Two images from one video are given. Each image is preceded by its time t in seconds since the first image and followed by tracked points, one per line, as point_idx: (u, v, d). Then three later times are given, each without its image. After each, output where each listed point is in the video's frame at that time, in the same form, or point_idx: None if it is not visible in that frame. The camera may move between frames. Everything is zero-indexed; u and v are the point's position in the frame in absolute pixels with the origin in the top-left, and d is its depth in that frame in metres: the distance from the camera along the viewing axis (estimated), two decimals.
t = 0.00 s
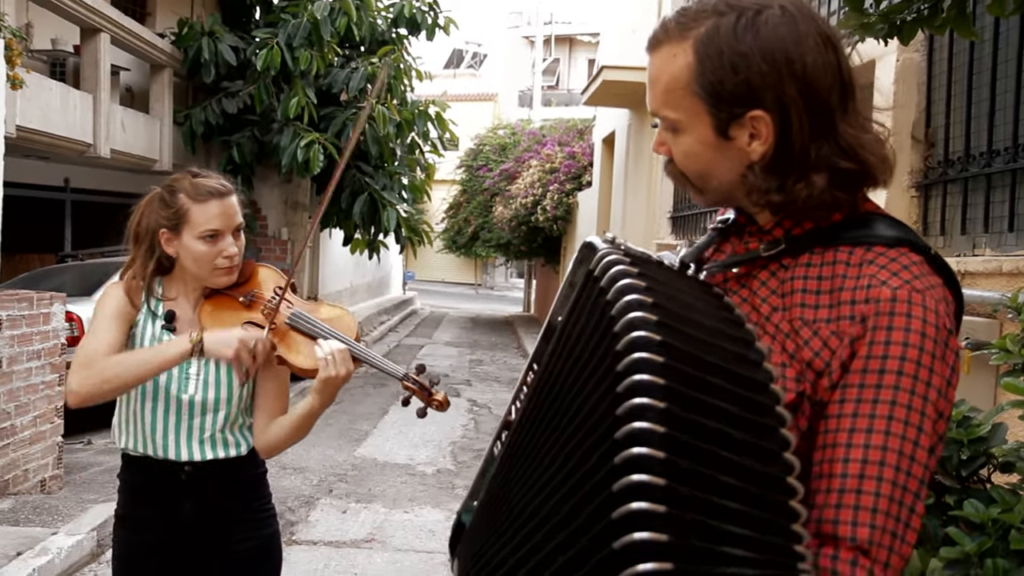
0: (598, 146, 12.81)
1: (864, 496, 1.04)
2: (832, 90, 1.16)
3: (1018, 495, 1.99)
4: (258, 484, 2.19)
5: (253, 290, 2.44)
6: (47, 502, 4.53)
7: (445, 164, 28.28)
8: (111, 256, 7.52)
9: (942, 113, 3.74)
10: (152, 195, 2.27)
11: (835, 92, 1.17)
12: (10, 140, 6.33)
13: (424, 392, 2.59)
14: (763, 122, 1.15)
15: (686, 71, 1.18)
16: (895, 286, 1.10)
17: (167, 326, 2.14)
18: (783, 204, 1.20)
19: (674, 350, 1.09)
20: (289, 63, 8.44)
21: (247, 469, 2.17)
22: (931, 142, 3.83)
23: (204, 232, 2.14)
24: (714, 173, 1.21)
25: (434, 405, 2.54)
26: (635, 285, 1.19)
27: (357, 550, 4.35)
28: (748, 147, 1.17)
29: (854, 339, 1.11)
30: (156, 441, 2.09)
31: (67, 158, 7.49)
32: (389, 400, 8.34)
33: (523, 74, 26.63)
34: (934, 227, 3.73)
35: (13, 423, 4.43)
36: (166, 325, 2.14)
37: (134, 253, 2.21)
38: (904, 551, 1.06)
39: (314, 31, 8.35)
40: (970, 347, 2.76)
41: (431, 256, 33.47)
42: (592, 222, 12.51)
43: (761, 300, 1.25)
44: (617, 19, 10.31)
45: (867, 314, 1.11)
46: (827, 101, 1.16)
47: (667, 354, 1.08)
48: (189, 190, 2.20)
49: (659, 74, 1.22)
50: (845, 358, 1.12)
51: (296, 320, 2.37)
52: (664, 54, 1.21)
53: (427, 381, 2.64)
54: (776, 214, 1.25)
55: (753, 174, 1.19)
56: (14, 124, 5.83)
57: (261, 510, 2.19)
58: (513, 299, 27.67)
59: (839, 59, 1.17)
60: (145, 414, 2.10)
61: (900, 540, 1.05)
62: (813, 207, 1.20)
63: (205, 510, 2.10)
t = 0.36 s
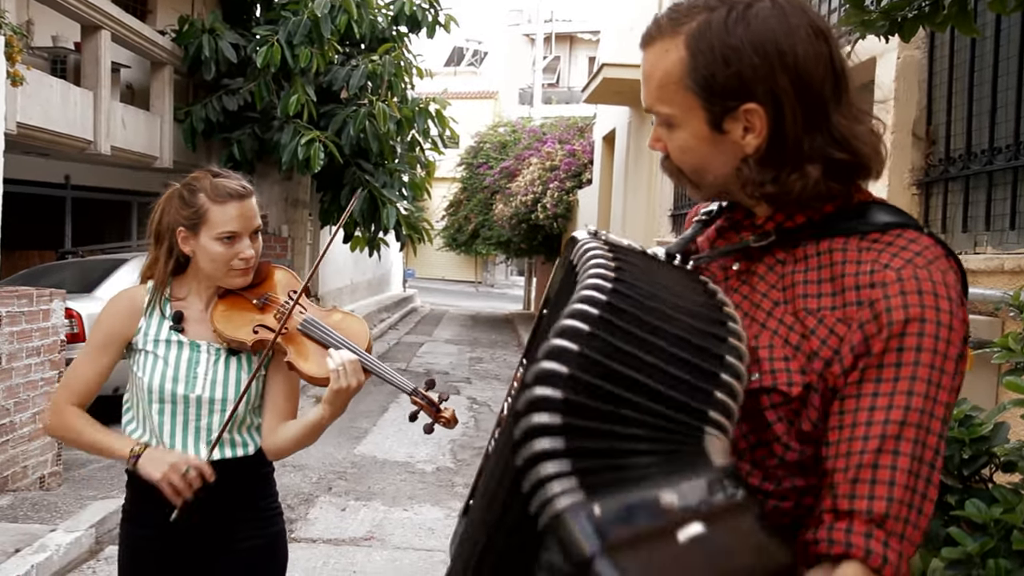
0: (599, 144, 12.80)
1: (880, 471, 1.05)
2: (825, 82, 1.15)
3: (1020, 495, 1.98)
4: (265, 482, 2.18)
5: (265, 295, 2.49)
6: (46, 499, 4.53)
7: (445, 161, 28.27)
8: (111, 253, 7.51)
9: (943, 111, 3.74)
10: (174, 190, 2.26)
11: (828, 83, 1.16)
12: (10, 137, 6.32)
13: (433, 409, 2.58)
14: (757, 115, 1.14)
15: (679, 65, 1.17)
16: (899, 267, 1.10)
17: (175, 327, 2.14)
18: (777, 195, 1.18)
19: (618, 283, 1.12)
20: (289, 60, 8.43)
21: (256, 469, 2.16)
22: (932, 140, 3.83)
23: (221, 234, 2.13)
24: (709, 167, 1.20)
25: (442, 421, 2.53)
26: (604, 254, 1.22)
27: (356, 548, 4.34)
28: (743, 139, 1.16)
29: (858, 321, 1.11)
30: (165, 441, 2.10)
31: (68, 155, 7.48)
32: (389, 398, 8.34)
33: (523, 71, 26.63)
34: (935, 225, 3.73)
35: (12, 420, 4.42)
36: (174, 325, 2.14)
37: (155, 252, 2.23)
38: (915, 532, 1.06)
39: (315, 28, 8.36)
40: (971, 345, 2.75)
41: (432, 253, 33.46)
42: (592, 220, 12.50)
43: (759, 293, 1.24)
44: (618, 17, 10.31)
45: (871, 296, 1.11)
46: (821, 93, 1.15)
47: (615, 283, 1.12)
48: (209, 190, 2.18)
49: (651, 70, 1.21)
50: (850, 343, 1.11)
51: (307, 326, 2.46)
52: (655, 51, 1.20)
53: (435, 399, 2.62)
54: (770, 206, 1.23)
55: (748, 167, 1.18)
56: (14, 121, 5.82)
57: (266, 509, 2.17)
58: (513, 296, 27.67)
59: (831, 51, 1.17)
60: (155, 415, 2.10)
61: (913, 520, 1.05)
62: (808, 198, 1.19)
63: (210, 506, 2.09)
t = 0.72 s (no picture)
0: (605, 143, 12.78)
1: (887, 423, 0.98)
2: (828, 64, 1.15)
3: None
4: (270, 482, 2.16)
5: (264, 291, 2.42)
6: (51, 495, 4.53)
7: (452, 160, 28.30)
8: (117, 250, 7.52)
9: (952, 111, 3.72)
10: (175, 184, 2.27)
11: (832, 64, 1.16)
12: (18, 134, 6.33)
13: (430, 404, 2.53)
14: (758, 87, 1.14)
15: (687, 34, 1.17)
16: (897, 232, 1.08)
17: (176, 326, 2.14)
18: (769, 166, 1.18)
19: (605, 257, 1.26)
20: (296, 58, 8.44)
21: (260, 468, 2.14)
22: (941, 140, 3.81)
23: (218, 228, 2.13)
24: (707, 139, 1.20)
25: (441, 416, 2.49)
26: (600, 242, 1.35)
27: (360, 546, 4.33)
28: (741, 112, 1.16)
29: (856, 285, 1.09)
30: (169, 439, 2.10)
31: (75, 152, 7.50)
32: (394, 396, 8.34)
33: (530, 71, 26.64)
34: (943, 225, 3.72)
35: (17, 416, 4.43)
36: (175, 324, 2.14)
37: (157, 250, 2.24)
38: (937, 495, 0.97)
39: (321, 27, 8.38)
40: (978, 347, 2.74)
41: (438, 252, 33.49)
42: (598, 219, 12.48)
43: (759, 279, 1.24)
44: (625, 15, 10.29)
45: (869, 260, 1.09)
46: (823, 74, 1.15)
47: (602, 258, 1.25)
48: (205, 186, 2.19)
49: (661, 36, 1.21)
50: (847, 307, 1.08)
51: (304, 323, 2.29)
52: (667, 18, 1.20)
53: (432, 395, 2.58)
54: (764, 182, 1.24)
55: (743, 138, 1.17)
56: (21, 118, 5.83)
57: (273, 508, 2.15)
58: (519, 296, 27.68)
59: (841, 38, 1.17)
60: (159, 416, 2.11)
61: (932, 479, 0.97)
62: (799, 174, 1.19)
63: (215, 503, 2.08)
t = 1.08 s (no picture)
0: (619, 145, 12.73)
1: (879, 395, 1.01)
2: (877, 64, 1.22)
3: None
4: (283, 484, 2.16)
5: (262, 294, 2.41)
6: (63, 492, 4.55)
7: (466, 162, 28.26)
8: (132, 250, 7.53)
9: (969, 113, 3.69)
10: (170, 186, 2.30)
11: (878, 67, 1.23)
12: (34, 133, 6.35)
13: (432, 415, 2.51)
14: (803, 49, 1.22)
15: None
16: (887, 214, 1.14)
17: (178, 330, 2.15)
18: (786, 124, 1.26)
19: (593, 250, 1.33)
20: (310, 59, 8.44)
21: (270, 469, 2.13)
22: (957, 142, 3.77)
23: (211, 229, 2.14)
24: (733, 87, 1.29)
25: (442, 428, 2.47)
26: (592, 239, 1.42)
27: (370, 547, 4.33)
28: (777, 71, 1.25)
29: (848, 267, 1.14)
30: (175, 441, 2.10)
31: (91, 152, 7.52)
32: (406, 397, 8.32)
33: (545, 72, 26.58)
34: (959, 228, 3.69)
35: (31, 414, 4.45)
36: (177, 328, 2.15)
37: (152, 254, 2.24)
38: (935, 469, 1.00)
39: (335, 27, 8.39)
40: (995, 353, 2.70)
41: (452, 254, 33.46)
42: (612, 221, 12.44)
43: (757, 270, 1.30)
44: (640, 16, 10.25)
45: (861, 241, 1.14)
46: (867, 74, 1.22)
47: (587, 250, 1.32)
48: (196, 186, 2.20)
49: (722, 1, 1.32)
50: (839, 287, 1.13)
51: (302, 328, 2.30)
52: None
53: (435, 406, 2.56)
54: (778, 148, 1.32)
55: (772, 90, 1.26)
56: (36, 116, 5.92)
57: (283, 509, 2.14)
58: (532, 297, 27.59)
59: (898, 49, 1.25)
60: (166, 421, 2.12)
61: (930, 454, 1.00)
62: (811, 145, 1.25)
63: (224, 505, 2.07)
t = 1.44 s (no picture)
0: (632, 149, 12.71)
1: (883, 410, 1.00)
2: (884, 61, 1.22)
3: None
4: (291, 489, 2.15)
5: (251, 322, 2.25)
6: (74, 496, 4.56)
7: (479, 167, 28.28)
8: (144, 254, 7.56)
9: (984, 116, 3.66)
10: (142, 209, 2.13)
11: (886, 66, 1.23)
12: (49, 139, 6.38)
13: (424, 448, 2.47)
14: (808, 52, 1.22)
15: None
16: (894, 220, 1.12)
17: (173, 352, 2.10)
18: (798, 129, 1.25)
19: (595, 255, 1.35)
20: (323, 64, 8.46)
21: (277, 474, 2.12)
22: (972, 145, 3.75)
23: (191, 269, 2.02)
24: (740, 95, 1.29)
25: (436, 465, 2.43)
26: (596, 243, 1.43)
27: (379, 553, 4.32)
28: (783, 75, 1.25)
29: (855, 274, 1.12)
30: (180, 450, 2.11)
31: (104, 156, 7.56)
32: (417, 402, 8.32)
33: (558, 77, 26.59)
34: (975, 233, 3.66)
35: (42, 417, 4.47)
36: (172, 350, 2.10)
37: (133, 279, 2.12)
38: (938, 487, 0.99)
39: (348, 32, 8.42)
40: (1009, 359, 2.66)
41: (464, 258, 33.48)
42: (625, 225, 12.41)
43: (762, 276, 1.28)
44: (653, 21, 10.24)
45: (867, 248, 1.12)
46: (874, 73, 1.22)
47: (591, 255, 1.35)
48: (169, 220, 2.04)
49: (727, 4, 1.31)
50: (844, 296, 1.12)
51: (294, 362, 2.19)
52: None
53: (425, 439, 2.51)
54: (790, 153, 1.31)
55: (782, 94, 1.25)
56: (50, 121, 5.98)
57: (292, 512, 2.13)
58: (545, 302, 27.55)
59: (905, 45, 1.25)
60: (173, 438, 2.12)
61: (935, 471, 0.99)
62: (825, 149, 1.24)
63: (233, 507, 2.06)
